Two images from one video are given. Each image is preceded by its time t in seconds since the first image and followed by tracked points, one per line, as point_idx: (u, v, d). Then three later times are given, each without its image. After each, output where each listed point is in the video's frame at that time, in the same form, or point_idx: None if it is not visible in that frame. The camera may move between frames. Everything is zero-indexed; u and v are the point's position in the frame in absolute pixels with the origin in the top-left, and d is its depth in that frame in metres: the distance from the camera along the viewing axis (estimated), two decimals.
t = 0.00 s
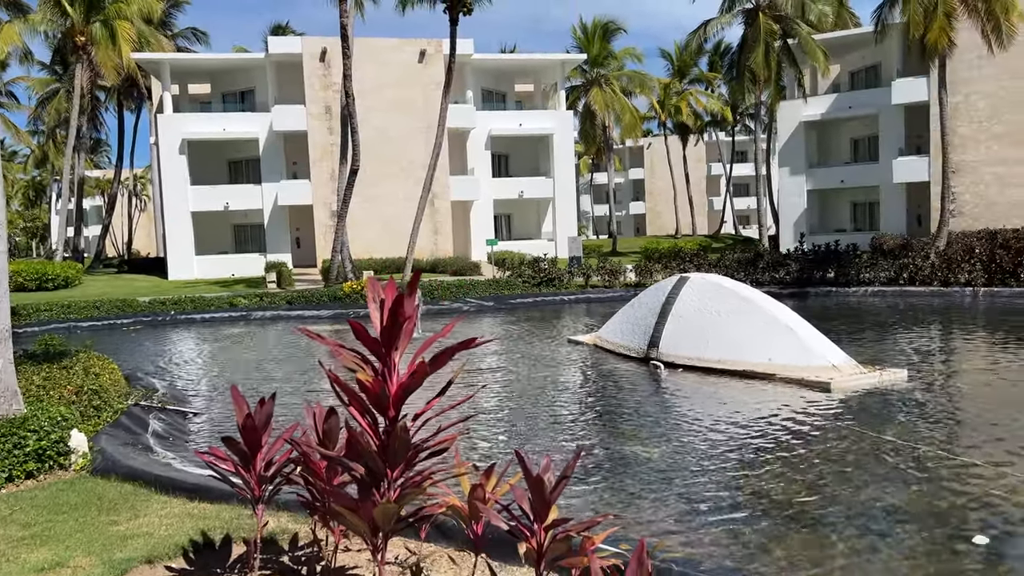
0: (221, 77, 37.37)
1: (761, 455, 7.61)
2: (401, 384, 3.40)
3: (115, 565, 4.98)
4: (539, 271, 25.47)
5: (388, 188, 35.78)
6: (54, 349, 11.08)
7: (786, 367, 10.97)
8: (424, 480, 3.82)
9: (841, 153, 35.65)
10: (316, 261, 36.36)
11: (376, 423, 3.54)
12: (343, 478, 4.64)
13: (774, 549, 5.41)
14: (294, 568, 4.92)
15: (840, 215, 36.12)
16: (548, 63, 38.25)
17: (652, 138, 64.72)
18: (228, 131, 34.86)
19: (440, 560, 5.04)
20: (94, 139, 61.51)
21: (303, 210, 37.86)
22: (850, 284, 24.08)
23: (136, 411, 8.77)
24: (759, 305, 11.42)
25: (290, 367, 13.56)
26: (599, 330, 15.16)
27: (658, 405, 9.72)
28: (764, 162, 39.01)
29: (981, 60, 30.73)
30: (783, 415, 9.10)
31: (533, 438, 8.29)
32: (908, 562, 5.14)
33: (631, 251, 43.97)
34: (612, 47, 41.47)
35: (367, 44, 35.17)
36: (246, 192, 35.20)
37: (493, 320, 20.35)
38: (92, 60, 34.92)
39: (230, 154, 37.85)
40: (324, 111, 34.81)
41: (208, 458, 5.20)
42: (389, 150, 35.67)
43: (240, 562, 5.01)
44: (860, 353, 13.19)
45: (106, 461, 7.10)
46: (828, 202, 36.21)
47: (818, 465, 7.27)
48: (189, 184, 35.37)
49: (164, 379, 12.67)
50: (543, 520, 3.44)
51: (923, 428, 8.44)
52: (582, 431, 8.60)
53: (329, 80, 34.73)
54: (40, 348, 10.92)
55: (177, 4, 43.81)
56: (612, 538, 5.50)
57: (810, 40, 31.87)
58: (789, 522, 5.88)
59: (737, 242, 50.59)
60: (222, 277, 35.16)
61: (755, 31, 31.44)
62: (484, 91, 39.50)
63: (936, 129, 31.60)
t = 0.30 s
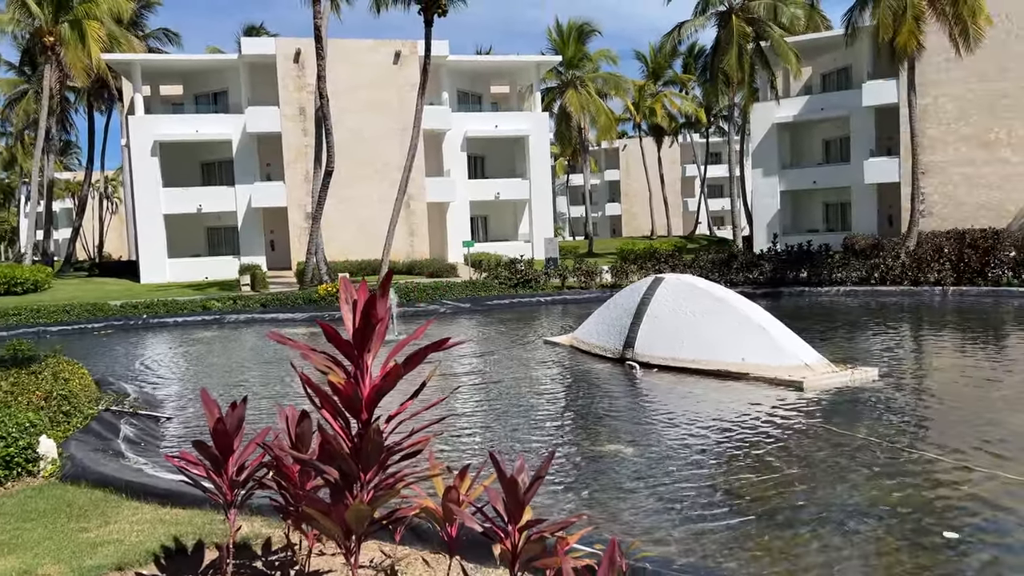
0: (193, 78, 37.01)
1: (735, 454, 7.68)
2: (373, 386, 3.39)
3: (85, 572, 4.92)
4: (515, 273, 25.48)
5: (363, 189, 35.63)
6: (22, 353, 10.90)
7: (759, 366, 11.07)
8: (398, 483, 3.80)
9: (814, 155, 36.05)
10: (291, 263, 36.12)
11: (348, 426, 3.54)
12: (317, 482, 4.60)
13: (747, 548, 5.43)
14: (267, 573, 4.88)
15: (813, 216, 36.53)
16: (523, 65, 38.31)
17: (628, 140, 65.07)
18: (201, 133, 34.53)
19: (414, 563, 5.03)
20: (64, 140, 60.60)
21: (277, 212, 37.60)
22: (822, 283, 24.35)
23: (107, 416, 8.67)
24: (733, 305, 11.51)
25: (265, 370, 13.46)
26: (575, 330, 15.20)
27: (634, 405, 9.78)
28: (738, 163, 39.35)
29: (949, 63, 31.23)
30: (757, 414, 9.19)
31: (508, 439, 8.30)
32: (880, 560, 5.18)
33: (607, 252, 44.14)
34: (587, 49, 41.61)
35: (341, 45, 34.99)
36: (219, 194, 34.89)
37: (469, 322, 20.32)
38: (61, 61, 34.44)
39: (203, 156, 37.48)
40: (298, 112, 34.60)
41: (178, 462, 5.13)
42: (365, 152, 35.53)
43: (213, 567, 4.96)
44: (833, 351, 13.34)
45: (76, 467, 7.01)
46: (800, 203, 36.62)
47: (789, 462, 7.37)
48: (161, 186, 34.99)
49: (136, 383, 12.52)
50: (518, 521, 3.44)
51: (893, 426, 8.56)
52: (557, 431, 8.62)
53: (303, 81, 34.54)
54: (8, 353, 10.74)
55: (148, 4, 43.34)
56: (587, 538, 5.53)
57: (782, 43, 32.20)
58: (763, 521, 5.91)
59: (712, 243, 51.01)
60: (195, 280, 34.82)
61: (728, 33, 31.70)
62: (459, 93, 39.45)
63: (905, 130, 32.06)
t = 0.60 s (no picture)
0: (165, 80, 36.60)
1: (711, 452, 7.74)
2: (350, 390, 3.37)
3: None
4: (492, 275, 25.47)
5: (338, 191, 35.44)
6: None
7: (733, 365, 11.16)
8: (373, 486, 3.79)
9: (787, 156, 36.43)
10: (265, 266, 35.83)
11: (324, 429, 3.51)
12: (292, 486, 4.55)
13: (725, 548, 5.44)
14: None
15: (786, 217, 36.91)
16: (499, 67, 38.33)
17: (603, 141, 65.38)
18: (174, 134, 34.16)
19: (389, 566, 5.01)
20: (32, 142, 59.64)
21: (251, 214, 37.29)
22: (795, 284, 24.59)
23: (77, 422, 8.54)
24: (708, 306, 11.59)
25: (239, 374, 13.33)
26: (551, 332, 15.23)
27: (611, 405, 9.83)
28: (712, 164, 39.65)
29: (919, 66, 31.70)
30: (731, 413, 9.27)
31: (484, 440, 8.31)
32: (855, 559, 5.21)
33: (583, 253, 44.28)
34: (562, 51, 41.74)
35: (316, 46, 34.78)
36: (192, 196, 34.53)
37: (445, 324, 20.27)
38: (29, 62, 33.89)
39: (176, 158, 37.07)
40: (272, 113, 34.34)
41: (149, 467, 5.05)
42: (340, 154, 35.35)
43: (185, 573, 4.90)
44: (806, 351, 13.48)
45: (45, 474, 6.90)
46: (774, 204, 36.98)
47: (763, 461, 7.44)
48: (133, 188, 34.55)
49: (107, 388, 12.35)
50: (493, 522, 3.44)
51: (864, 424, 8.67)
52: (533, 432, 8.65)
53: (277, 82, 34.28)
54: None
55: (119, 5, 42.81)
56: (563, 539, 5.56)
57: (755, 45, 32.49)
58: (740, 521, 5.93)
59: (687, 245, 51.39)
60: (168, 284, 34.44)
61: (702, 36, 31.91)
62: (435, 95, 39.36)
63: (876, 132, 32.49)
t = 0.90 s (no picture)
0: (137, 80, 36.17)
1: (686, 452, 7.80)
2: (325, 394, 3.34)
3: None
4: (468, 276, 25.45)
5: (314, 192, 35.22)
6: None
7: (708, 365, 11.24)
8: (348, 489, 3.77)
9: (761, 158, 36.79)
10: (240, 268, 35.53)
11: (299, 433, 3.48)
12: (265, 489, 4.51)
13: (701, 548, 5.45)
14: None
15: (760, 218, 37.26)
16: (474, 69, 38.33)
17: (579, 143, 65.61)
18: (146, 135, 33.76)
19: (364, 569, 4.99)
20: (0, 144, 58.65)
21: (226, 216, 36.96)
22: (768, 284, 24.80)
23: (47, 428, 8.43)
24: (683, 306, 11.66)
25: (214, 377, 13.22)
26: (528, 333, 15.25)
27: (587, 406, 9.88)
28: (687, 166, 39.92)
29: (890, 68, 32.15)
30: (707, 412, 9.34)
31: (461, 442, 8.33)
32: (830, 558, 5.24)
33: (560, 255, 44.40)
34: (537, 53, 41.84)
35: (291, 47, 34.56)
36: (165, 198, 34.16)
37: (421, 326, 20.21)
38: None
39: (148, 160, 36.64)
40: (246, 114, 34.07)
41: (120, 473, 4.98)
42: (315, 156, 35.14)
43: None
44: (780, 351, 13.61)
45: (14, 480, 6.78)
46: (748, 205, 37.32)
47: (737, 459, 7.51)
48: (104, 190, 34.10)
49: (79, 393, 12.20)
50: (469, 524, 3.44)
51: (837, 422, 8.77)
52: (510, 433, 8.67)
53: (251, 83, 34.02)
54: None
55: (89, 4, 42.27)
56: (539, 539, 5.58)
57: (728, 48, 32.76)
58: (715, 520, 5.95)
59: (662, 245, 51.69)
60: (140, 286, 34.04)
61: (676, 38, 32.10)
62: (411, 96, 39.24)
63: (848, 134, 32.89)
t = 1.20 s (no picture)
0: (108, 80, 35.74)
1: (662, 451, 7.85)
2: (298, 397, 3.32)
3: None
4: (445, 278, 25.43)
5: (290, 193, 34.99)
6: None
7: (684, 365, 11.31)
8: (322, 491, 3.75)
9: (736, 159, 37.10)
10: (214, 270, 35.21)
11: (273, 436, 3.45)
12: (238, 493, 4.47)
13: (676, 548, 5.47)
14: None
15: (736, 219, 37.60)
16: (451, 70, 38.30)
17: (556, 144, 65.75)
18: (118, 136, 33.36)
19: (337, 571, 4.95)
20: None
21: (200, 217, 36.63)
22: (743, 284, 25.02)
23: (16, 433, 8.30)
24: (659, 306, 11.73)
25: (188, 380, 13.08)
26: (505, 334, 15.25)
27: (564, 406, 9.90)
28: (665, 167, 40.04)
29: (862, 71, 32.60)
30: (682, 412, 9.40)
31: (436, 443, 8.34)
32: (802, 554, 5.31)
33: (538, 256, 44.49)
34: (514, 54, 41.90)
35: (265, 47, 34.33)
36: (138, 199, 33.77)
37: (398, 328, 20.14)
38: None
39: (120, 160, 36.20)
40: (220, 115, 33.78)
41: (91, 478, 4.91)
42: (291, 156, 34.92)
43: None
44: (754, 350, 13.74)
45: None
46: (723, 206, 37.63)
47: (712, 458, 7.57)
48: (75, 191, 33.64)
49: (50, 397, 12.03)
50: (444, 525, 3.43)
51: (809, 421, 8.88)
52: (486, 434, 8.68)
53: (225, 83, 33.74)
54: None
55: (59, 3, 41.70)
56: (514, 540, 5.60)
57: (703, 50, 33.01)
58: (687, 518, 6.02)
59: (639, 246, 51.91)
60: (113, 289, 33.64)
61: (652, 40, 32.25)
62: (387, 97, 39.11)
63: (821, 135, 33.27)
